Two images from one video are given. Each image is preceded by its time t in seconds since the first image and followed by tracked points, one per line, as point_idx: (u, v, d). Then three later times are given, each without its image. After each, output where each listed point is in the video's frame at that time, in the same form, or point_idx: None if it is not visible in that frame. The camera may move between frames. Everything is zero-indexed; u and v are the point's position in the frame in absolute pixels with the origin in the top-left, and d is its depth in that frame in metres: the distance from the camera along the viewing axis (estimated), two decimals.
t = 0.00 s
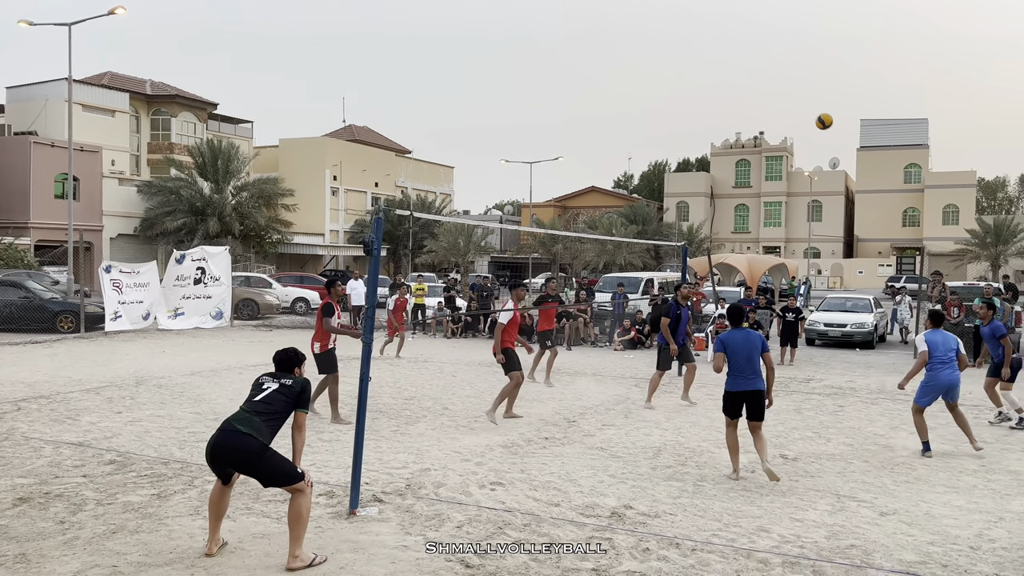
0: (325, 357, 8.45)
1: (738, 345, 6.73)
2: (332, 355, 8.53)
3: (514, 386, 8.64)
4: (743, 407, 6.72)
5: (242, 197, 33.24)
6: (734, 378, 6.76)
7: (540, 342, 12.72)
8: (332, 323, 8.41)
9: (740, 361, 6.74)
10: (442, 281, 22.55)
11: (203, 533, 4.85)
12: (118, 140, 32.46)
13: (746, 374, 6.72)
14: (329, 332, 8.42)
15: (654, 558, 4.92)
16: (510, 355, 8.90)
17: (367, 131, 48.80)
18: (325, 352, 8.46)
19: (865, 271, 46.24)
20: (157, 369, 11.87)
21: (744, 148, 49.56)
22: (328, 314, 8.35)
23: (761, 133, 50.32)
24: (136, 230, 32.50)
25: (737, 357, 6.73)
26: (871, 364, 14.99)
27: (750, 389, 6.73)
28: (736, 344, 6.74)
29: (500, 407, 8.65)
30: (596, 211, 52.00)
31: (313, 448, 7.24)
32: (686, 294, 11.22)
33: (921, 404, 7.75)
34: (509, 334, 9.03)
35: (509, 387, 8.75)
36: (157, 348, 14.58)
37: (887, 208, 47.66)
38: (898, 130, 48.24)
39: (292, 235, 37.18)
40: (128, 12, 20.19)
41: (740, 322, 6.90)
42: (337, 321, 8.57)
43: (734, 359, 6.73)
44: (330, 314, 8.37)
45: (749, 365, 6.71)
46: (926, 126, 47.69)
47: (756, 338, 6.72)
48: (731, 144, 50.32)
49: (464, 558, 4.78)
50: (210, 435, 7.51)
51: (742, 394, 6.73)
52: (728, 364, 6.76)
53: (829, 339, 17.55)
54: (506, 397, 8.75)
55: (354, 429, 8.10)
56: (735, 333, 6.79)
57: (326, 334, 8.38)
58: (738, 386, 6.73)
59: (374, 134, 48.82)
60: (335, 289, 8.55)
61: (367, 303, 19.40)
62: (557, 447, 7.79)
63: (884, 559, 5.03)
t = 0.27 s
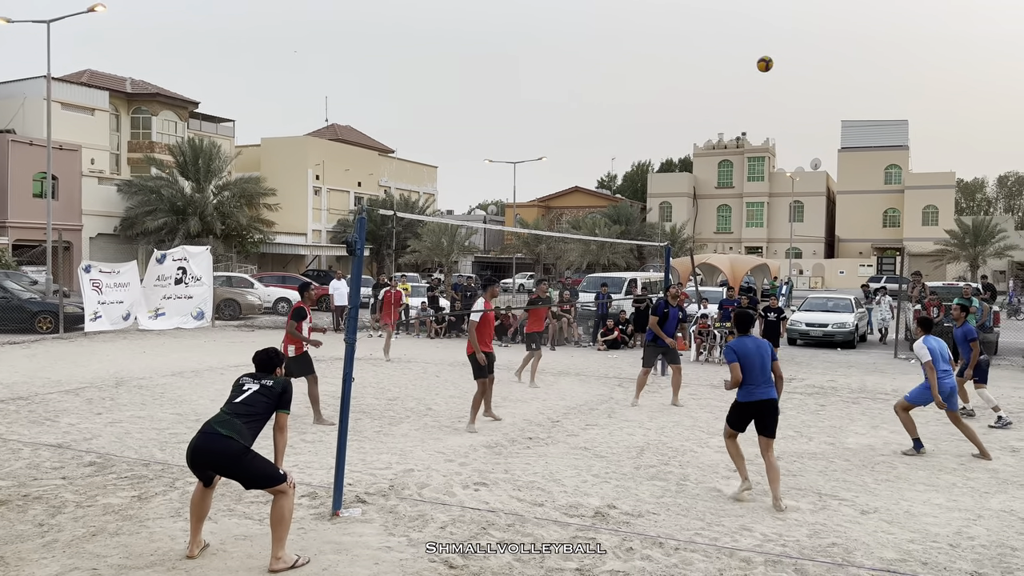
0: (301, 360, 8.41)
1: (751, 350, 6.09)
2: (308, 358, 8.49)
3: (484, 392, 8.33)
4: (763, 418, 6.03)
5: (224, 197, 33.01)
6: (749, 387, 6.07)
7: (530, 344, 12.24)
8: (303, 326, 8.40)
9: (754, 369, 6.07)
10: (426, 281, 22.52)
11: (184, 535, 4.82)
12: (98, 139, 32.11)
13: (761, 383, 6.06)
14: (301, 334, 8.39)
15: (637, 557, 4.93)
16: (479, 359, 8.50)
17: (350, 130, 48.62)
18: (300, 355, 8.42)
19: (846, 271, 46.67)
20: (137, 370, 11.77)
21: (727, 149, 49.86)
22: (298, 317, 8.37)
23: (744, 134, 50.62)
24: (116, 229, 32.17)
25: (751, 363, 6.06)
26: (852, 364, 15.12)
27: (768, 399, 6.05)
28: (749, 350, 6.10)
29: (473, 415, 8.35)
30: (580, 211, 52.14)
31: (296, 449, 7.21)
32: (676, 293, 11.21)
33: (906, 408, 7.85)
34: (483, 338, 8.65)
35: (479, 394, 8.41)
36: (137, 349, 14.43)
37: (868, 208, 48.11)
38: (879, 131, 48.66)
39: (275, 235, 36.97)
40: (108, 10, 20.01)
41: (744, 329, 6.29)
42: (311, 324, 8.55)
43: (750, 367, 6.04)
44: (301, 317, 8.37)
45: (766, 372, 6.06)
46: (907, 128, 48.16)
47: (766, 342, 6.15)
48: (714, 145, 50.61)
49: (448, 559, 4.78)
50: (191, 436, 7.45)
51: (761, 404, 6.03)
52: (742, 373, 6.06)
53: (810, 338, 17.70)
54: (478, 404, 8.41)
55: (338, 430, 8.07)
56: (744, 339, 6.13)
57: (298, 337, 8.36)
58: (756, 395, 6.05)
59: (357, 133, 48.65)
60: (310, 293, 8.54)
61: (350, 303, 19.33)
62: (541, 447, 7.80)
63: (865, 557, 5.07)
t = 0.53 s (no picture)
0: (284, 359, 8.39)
1: (743, 351, 6.02)
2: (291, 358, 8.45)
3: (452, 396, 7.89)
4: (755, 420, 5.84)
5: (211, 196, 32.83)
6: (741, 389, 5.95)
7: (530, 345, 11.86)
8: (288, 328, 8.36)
9: (747, 370, 5.96)
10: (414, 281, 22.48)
11: (172, 537, 4.79)
12: (83, 137, 31.76)
13: (755, 384, 5.92)
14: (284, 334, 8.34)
15: (627, 557, 4.94)
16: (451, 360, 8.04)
17: (338, 130, 48.47)
18: (283, 354, 8.39)
19: (833, 271, 46.96)
20: (123, 371, 11.68)
21: (715, 150, 50.06)
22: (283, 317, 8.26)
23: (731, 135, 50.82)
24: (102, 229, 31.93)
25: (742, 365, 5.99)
26: (839, 364, 15.20)
27: (764, 400, 5.88)
28: (742, 351, 6.02)
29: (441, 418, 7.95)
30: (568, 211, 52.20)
31: (286, 450, 7.16)
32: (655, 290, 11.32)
33: (890, 404, 7.88)
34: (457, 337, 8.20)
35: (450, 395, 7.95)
36: (124, 350, 14.33)
37: (854, 209, 48.41)
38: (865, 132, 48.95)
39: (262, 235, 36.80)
40: (93, 9, 19.87)
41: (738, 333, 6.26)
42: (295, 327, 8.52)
43: (740, 368, 5.95)
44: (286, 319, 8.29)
45: (757, 373, 5.95)
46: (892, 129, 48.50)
47: (760, 345, 6.06)
48: (702, 145, 50.79)
49: (438, 560, 4.76)
50: (179, 438, 7.40)
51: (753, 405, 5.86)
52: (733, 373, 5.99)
53: (797, 338, 17.79)
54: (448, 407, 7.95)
55: (327, 430, 8.04)
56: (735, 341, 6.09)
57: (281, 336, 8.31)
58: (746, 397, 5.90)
59: (345, 133, 48.50)
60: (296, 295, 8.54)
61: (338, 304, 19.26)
62: (531, 447, 7.80)
63: (854, 556, 5.10)
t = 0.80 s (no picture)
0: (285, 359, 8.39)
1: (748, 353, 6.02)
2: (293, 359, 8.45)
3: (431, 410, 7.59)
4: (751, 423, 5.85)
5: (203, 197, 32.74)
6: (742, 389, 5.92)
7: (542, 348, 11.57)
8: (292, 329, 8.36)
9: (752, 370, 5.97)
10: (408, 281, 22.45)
11: (166, 538, 4.78)
12: (75, 137, 31.61)
13: (758, 385, 5.94)
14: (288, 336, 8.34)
15: (622, 557, 4.95)
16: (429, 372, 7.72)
17: (330, 130, 48.39)
18: (284, 354, 8.38)
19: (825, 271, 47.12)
20: (116, 371, 11.63)
21: (707, 150, 50.17)
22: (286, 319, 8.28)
23: (724, 135, 50.98)
24: (94, 229, 31.80)
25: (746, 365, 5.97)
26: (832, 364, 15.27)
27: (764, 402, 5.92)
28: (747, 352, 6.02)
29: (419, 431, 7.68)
30: (561, 212, 52.23)
31: (279, 450, 7.14)
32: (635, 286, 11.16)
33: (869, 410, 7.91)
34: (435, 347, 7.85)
35: (430, 408, 7.64)
36: (115, 350, 14.27)
37: (847, 209, 48.59)
38: (857, 133, 49.17)
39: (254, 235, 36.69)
40: (85, 8, 19.79)
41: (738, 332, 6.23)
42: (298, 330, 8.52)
43: (750, 366, 5.93)
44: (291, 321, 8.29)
45: (759, 375, 5.96)
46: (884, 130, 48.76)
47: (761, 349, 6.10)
48: (695, 146, 50.90)
49: (432, 560, 4.76)
50: (172, 438, 7.37)
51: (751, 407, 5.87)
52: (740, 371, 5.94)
53: (790, 338, 17.86)
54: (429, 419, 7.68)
55: (321, 431, 8.03)
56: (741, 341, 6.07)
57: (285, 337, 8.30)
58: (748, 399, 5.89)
59: (338, 133, 48.42)
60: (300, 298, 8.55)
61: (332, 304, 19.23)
62: (525, 448, 7.81)
63: (847, 555, 5.13)
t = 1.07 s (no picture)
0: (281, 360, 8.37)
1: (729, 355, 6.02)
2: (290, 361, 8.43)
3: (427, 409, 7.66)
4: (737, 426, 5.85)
5: (199, 197, 32.68)
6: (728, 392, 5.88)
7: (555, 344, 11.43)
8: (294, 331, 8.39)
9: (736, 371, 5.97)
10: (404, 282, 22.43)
11: (163, 538, 4.77)
12: (71, 138, 31.58)
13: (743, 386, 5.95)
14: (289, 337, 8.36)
15: (620, 557, 4.96)
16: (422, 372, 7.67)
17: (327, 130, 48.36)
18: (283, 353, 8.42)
19: (821, 271, 47.22)
20: (112, 372, 11.62)
21: (703, 151, 50.26)
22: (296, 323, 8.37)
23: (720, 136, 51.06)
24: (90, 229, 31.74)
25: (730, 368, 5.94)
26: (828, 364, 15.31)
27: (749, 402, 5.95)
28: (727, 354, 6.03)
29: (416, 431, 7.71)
30: (558, 213, 52.25)
31: (276, 450, 7.14)
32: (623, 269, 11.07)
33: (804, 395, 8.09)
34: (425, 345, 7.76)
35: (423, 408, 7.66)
36: (112, 350, 14.25)
37: (842, 210, 48.70)
38: (853, 134, 49.27)
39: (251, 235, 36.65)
40: (81, 8, 19.74)
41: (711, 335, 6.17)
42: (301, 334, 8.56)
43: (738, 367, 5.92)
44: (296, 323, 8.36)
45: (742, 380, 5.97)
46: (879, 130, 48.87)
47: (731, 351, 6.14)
48: (691, 146, 50.98)
49: (430, 560, 4.76)
50: (168, 438, 7.37)
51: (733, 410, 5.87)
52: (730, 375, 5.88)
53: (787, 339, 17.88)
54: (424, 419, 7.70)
55: (318, 431, 8.03)
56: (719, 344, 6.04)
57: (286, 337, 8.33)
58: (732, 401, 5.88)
59: (334, 133, 48.39)
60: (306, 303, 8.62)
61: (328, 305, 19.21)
62: (522, 448, 7.82)
63: (843, 555, 5.14)
